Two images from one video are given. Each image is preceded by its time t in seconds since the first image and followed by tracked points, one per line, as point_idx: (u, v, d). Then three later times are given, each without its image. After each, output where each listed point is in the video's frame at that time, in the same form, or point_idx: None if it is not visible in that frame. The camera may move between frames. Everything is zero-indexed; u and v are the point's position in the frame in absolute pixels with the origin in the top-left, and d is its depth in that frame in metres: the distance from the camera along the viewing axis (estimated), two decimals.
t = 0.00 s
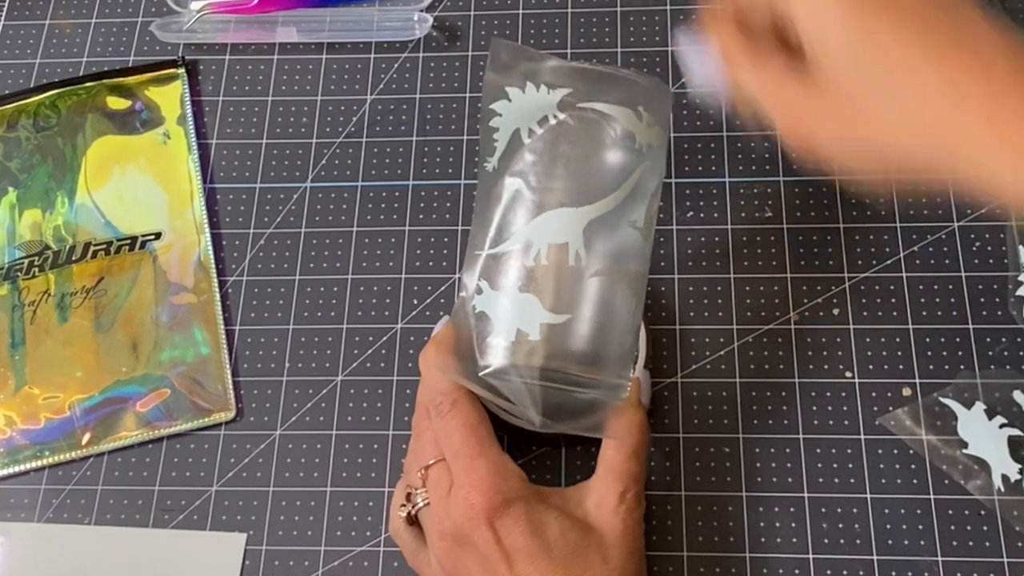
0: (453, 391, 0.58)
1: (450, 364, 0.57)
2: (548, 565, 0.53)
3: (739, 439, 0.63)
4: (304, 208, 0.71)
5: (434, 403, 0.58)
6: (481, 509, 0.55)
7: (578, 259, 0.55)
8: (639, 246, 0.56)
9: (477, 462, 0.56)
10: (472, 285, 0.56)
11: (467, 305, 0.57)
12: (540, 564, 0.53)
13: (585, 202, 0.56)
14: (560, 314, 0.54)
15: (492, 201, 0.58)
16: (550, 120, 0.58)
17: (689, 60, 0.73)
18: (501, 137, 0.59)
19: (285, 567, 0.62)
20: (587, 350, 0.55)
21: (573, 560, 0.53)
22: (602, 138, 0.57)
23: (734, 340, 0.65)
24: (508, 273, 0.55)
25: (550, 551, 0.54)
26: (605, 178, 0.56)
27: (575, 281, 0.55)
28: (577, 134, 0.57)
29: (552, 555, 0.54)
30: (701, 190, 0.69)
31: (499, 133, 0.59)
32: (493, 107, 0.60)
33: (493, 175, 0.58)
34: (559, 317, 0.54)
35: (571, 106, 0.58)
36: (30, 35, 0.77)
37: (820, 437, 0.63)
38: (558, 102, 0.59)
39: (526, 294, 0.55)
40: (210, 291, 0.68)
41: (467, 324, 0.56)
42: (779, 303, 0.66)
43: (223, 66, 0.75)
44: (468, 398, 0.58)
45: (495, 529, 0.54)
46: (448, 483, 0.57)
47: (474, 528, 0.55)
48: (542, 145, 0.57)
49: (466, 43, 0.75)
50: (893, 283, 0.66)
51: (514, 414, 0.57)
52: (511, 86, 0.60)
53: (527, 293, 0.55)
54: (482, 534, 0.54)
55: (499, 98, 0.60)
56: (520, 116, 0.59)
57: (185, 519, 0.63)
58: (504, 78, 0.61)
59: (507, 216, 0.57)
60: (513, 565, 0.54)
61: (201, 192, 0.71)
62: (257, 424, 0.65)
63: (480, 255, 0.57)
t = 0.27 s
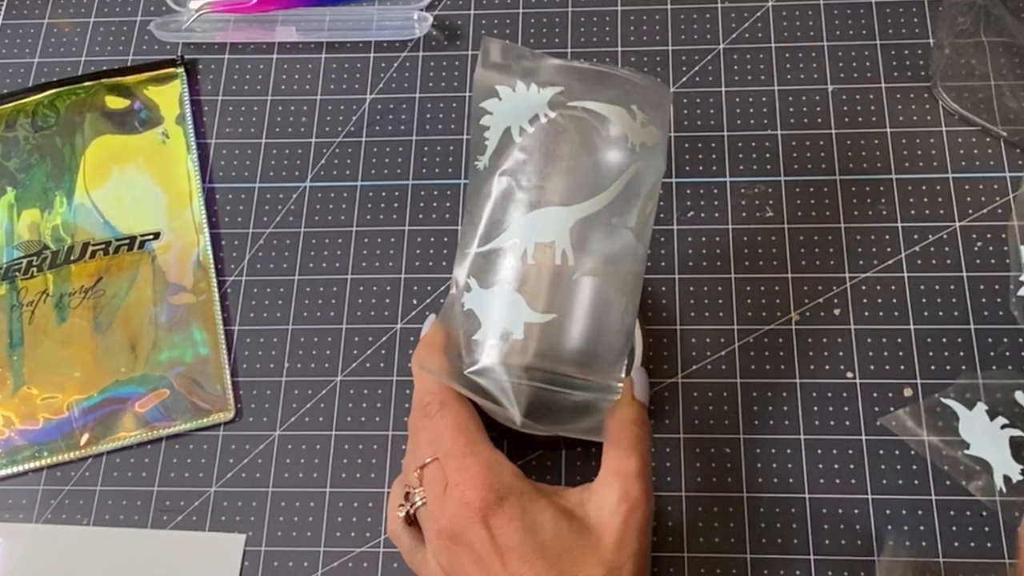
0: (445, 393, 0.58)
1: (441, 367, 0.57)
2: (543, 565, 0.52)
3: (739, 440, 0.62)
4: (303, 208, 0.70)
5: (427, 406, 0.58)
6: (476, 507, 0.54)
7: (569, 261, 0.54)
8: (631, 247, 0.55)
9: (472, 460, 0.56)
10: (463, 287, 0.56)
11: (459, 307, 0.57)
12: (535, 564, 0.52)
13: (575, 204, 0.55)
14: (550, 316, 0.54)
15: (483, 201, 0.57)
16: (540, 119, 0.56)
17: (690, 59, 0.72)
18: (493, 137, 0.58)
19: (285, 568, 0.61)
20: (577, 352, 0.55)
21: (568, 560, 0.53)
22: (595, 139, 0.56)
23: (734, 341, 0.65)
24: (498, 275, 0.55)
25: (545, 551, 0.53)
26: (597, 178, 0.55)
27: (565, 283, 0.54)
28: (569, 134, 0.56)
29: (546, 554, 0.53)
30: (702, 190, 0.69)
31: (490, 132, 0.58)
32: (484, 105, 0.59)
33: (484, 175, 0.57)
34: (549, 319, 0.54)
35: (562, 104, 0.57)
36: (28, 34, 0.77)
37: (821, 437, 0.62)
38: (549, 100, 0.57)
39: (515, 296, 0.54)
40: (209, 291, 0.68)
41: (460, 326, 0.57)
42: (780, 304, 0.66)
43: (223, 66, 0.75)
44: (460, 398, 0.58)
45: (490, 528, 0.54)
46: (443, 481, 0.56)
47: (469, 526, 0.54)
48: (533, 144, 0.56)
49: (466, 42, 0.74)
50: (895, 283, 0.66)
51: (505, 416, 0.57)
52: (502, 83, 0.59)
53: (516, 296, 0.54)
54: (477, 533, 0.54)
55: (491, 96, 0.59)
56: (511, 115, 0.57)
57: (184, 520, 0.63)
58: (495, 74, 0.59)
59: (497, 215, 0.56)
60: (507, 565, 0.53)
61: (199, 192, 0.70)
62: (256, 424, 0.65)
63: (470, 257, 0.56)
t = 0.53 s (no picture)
0: (450, 391, 0.57)
1: (445, 364, 0.57)
2: (545, 567, 0.52)
3: (740, 440, 0.62)
4: (302, 208, 0.70)
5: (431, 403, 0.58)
6: (477, 508, 0.54)
7: (577, 263, 0.54)
8: (640, 251, 0.55)
9: (474, 462, 0.55)
10: (471, 284, 0.56)
11: (466, 304, 0.56)
12: (537, 566, 0.52)
13: (586, 206, 0.54)
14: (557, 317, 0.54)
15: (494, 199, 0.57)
16: (555, 120, 0.56)
17: (690, 59, 0.72)
18: (506, 134, 0.57)
19: (283, 569, 0.61)
20: (584, 353, 0.55)
21: (570, 562, 0.52)
22: (608, 141, 0.56)
23: (735, 341, 0.65)
24: (506, 275, 0.55)
25: (547, 553, 0.53)
26: (608, 180, 0.55)
27: (573, 285, 0.54)
28: (583, 136, 0.56)
29: (548, 555, 0.53)
30: (703, 190, 0.69)
31: (503, 130, 0.58)
32: (498, 102, 0.58)
33: (495, 174, 0.57)
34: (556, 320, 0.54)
35: (577, 106, 0.56)
36: (26, 33, 0.76)
37: (823, 438, 0.62)
38: (564, 101, 0.57)
39: (524, 296, 0.54)
40: (208, 291, 0.67)
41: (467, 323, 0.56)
42: (781, 304, 0.65)
43: (221, 65, 0.74)
44: (464, 397, 0.57)
45: (492, 529, 0.53)
46: (445, 483, 0.56)
47: (471, 527, 0.54)
48: (546, 144, 0.56)
49: (466, 42, 0.74)
50: (896, 283, 0.65)
51: (508, 415, 0.57)
52: (517, 82, 0.58)
53: (524, 295, 0.54)
54: (479, 534, 0.54)
55: (506, 94, 0.58)
56: (526, 114, 0.57)
57: (183, 521, 0.63)
58: (511, 71, 0.59)
59: (507, 214, 0.56)
60: (509, 566, 0.53)
61: (198, 192, 0.70)
62: (256, 425, 0.65)
63: (479, 255, 0.56)
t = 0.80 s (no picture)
0: (449, 394, 0.57)
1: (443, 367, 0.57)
2: (545, 568, 0.52)
3: (741, 441, 0.62)
4: (301, 207, 0.70)
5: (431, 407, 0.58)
6: (476, 509, 0.54)
7: (573, 263, 0.54)
8: (636, 249, 0.55)
9: (474, 463, 0.55)
10: (467, 287, 0.56)
11: (462, 307, 0.56)
12: (537, 567, 0.52)
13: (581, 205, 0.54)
14: (554, 317, 0.54)
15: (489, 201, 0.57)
16: (548, 119, 0.56)
17: (691, 58, 0.72)
18: (499, 135, 0.57)
19: (282, 569, 0.61)
20: (581, 353, 0.54)
21: (570, 563, 0.52)
22: (601, 140, 0.55)
23: (736, 342, 0.64)
24: (503, 276, 0.55)
25: (547, 554, 0.52)
26: (603, 179, 0.55)
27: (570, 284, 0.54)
28: (576, 134, 0.55)
29: (548, 556, 0.52)
30: (703, 189, 0.68)
31: (497, 131, 0.57)
32: (491, 104, 0.58)
33: (490, 175, 0.57)
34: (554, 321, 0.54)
35: (570, 105, 0.56)
36: (25, 32, 0.76)
37: (824, 438, 0.62)
38: (557, 101, 0.56)
39: (520, 297, 0.54)
40: (207, 291, 0.67)
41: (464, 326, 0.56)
42: (782, 304, 0.65)
43: (220, 64, 0.74)
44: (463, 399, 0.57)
45: (491, 530, 0.53)
46: (444, 484, 0.56)
47: (470, 528, 0.54)
48: (540, 144, 0.56)
49: (466, 41, 0.74)
50: (897, 283, 0.65)
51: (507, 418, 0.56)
52: (510, 83, 0.58)
53: (521, 297, 0.54)
54: (479, 535, 0.53)
55: (498, 95, 0.58)
56: (518, 114, 0.57)
57: (182, 521, 0.62)
58: (503, 72, 0.59)
59: (503, 216, 0.56)
60: (509, 567, 0.52)
61: (197, 192, 0.70)
62: (255, 425, 0.64)
63: (475, 257, 0.56)
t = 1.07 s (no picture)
0: (449, 392, 0.57)
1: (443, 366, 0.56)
2: (546, 568, 0.52)
3: (742, 441, 0.62)
4: (300, 207, 0.70)
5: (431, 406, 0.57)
6: (477, 510, 0.53)
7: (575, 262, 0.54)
8: (638, 249, 0.55)
9: (474, 463, 0.55)
10: (469, 285, 0.56)
11: (463, 306, 0.56)
12: (537, 568, 0.52)
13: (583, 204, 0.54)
14: (555, 317, 0.53)
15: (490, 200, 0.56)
16: (550, 118, 0.56)
17: (692, 57, 0.72)
18: (501, 134, 0.57)
19: (281, 570, 0.61)
20: (582, 353, 0.54)
21: (571, 563, 0.52)
22: (604, 139, 0.55)
23: (736, 342, 0.64)
24: (504, 275, 0.54)
25: (548, 554, 0.52)
26: (605, 178, 0.54)
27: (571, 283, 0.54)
28: (578, 133, 0.55)
29: (548, 557, 0.52)
30: (704, 189, 0.68)
31: (499, 130, 0.57)
32: (493, 103, 0.58)
33: (491, 174, 0.57)
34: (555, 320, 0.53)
35: (573, 104, 0.56)
36: (24, 32, 0.76)
37: (825, 439, 0.62)
38: (560, 100, 0.56)
39: (521, 296, 0.54)
40: (206, 291, 0.67)
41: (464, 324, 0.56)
42: (783, 304, 0.65)
43: (219, 64, 0.74)
44: (463, 398, 0.57)
45: (491, 530, 0.53)
46: (444, 484, 0.55)
47: (470, 529, 0.53)
48: (542, 143, 0.56)
49: (465, 40, 0.74)
50: (899, 283, 0.65)
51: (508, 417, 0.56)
52: (512, 81, 0.58)
53: (522, 295, 0.54)
54: (479, 536, 0.53)
55: (501, 94, 0.58)
56: (521, 113, 0.57)
57: (180, 522, 0.62)
58: (504, 71, 0.59)
59: (504, 215, 0.55)
60: (509, 568, 0.52)
61: (196, 192, 0.70)
62: (254, 426, 0.64)
63: (476, 255, 0.56)
